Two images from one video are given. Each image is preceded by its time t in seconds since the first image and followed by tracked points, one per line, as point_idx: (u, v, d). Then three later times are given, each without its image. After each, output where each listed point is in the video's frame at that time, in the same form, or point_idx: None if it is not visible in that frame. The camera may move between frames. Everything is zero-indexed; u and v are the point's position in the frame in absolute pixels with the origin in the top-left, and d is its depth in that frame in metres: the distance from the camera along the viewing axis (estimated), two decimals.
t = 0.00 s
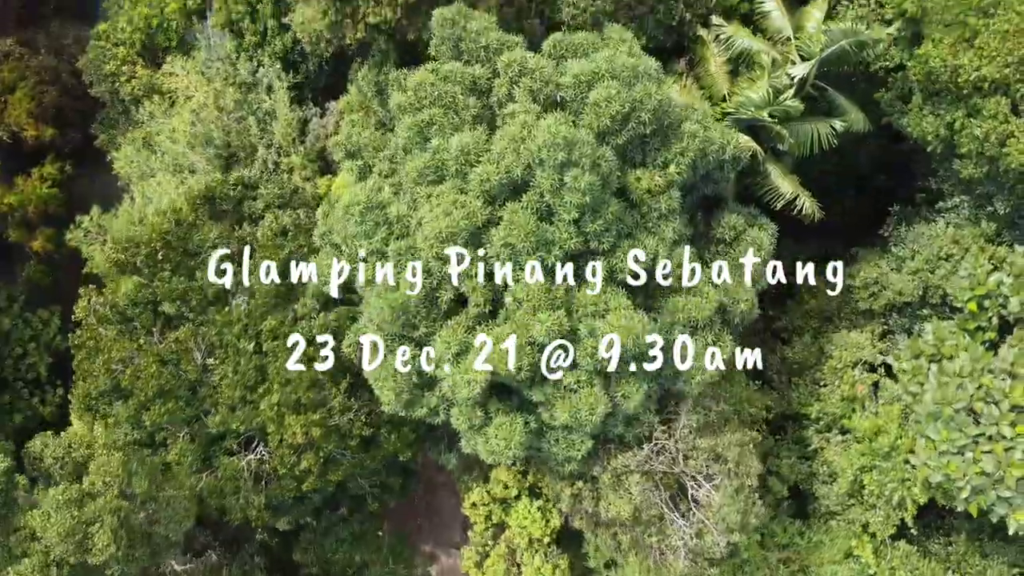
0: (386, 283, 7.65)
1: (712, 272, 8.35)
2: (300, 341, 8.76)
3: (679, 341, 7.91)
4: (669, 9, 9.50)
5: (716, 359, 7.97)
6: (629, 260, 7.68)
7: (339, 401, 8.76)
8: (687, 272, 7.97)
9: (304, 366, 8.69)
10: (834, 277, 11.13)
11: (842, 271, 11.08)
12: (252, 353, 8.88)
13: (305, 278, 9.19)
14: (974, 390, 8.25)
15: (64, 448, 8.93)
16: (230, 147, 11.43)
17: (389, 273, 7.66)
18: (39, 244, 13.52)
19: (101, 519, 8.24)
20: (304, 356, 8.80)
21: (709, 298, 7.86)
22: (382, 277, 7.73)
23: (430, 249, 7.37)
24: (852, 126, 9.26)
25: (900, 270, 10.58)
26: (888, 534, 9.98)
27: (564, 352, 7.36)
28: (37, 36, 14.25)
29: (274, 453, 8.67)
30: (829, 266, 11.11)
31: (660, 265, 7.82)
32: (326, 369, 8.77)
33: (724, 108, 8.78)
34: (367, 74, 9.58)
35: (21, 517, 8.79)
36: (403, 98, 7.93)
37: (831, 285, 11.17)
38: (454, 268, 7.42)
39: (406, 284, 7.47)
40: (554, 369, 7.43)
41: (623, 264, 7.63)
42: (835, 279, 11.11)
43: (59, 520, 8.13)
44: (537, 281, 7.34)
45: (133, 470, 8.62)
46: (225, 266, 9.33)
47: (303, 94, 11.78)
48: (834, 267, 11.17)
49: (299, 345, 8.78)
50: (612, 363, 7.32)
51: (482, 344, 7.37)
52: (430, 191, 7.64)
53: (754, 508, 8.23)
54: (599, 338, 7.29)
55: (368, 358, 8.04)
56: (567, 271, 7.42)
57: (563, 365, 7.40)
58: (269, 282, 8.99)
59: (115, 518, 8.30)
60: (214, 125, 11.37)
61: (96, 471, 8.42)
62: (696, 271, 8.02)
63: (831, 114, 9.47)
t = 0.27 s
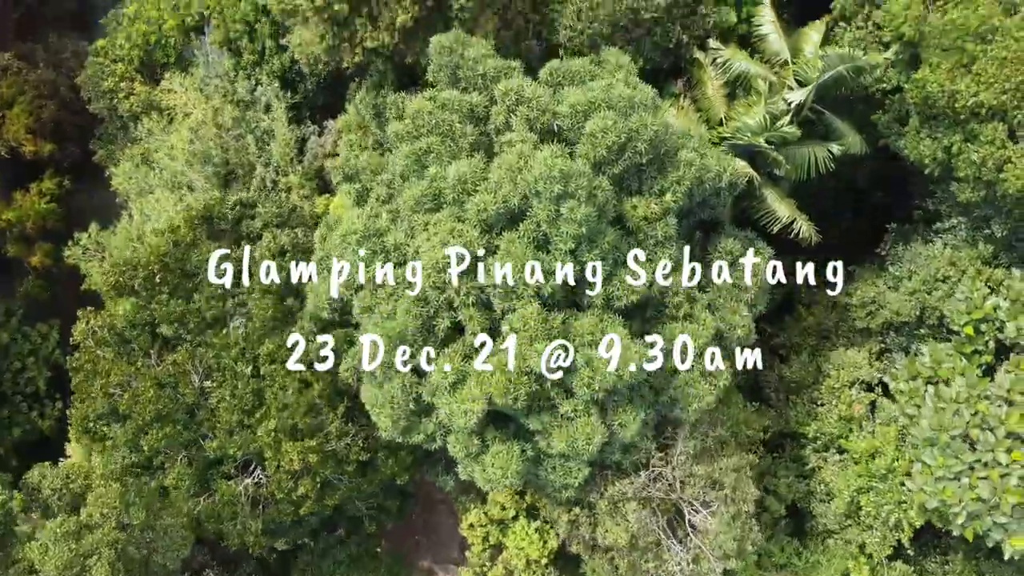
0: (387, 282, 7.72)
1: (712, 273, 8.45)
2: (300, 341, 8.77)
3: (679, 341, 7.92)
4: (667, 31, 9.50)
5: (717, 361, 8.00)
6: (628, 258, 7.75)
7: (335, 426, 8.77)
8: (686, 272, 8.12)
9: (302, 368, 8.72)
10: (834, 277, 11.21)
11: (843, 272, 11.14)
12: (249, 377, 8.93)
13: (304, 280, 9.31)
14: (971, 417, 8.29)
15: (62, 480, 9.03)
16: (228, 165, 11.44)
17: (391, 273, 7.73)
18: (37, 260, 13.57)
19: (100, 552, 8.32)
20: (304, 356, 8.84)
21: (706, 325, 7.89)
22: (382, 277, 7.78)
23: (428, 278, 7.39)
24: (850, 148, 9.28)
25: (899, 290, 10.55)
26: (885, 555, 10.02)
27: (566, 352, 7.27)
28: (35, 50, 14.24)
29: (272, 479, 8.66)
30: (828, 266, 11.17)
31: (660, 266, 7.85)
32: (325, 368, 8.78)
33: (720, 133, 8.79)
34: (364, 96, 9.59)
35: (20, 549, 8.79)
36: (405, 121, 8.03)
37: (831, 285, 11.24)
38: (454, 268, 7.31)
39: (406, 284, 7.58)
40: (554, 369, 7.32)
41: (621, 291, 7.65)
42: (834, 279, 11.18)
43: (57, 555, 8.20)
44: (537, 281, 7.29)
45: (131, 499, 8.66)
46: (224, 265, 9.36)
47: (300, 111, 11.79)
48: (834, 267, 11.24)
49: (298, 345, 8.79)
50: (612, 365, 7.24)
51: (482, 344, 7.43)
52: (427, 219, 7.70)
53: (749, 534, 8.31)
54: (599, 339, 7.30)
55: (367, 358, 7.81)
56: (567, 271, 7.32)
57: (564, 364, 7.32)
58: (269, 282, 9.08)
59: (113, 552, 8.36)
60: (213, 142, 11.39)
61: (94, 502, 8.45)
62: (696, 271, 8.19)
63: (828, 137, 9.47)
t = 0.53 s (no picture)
0: (387, 283, 7.77)
1: (712, 272, 8.60)
2: (301, 341, 8.93)
3: (679, 342, 7.96)
4: (664, 53, 9.57)
5: (716, 361, 8.20)
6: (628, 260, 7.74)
7: (333, 450, 8.79)
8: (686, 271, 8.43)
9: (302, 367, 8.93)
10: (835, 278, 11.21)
11: (843, 272, 11.14)
12: (246, 400, 8.96)
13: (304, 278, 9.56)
14: (966, 443, 8.36)
15: (60, 511, 9.35)
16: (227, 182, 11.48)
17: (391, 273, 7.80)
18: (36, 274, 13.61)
19: None
20: (304, 356, 9.00)
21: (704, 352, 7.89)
22: (382, 278, 7.82)
23: (424, 306, 7.36)
24: (848, 170, 9.30)
25: (897, 310, 10.57)
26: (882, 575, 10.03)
27: (566, 353, 7.29)
28: (34, 63, 14.24)
29: (269, 503, 8.62)
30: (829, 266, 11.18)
31: (661, 265, 7.82)
32: (324, 369, 8.85)
33: (717, 157, 8.81)
34: (362, 119, 9.76)
35: None
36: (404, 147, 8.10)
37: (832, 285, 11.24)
38: (454, 268, 7.33)
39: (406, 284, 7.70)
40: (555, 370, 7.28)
41: (617, 320, 7.59)
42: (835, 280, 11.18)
43: None
44: (537, 280, 7.28)
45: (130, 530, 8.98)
46: (224, 265, 9.54)
47: (299, 128, 11.81)
48: (835, 268, 11.24)
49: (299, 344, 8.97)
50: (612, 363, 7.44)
51: (481, 343, 7.40)
52: (425, 247, 7.74)
53: (747, 560, 8.30)
54: (599, 338, 7.55)
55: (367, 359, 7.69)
56: (568, 271, 7.20)
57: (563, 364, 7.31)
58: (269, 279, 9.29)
59: None
60: (211, 159, 11.42)
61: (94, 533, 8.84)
62: (694, 271, 8.41)
63: (826, 159, 9.50)
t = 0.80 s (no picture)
0: (387, 283, 7.78)
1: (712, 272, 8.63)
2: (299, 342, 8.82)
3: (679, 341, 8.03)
4: (661, 74, 9.66)
5: (716, 361, 8.31)
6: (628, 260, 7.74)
7: (331, 472, 8.82)
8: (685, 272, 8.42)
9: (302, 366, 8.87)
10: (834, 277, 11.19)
11: (843, 271, 11.12)
12: (245, 422, 8.95)
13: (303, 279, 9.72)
14: (964, 467, 8.41)
15: (58, 539, 9.45)
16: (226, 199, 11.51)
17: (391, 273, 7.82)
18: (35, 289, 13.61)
19: None
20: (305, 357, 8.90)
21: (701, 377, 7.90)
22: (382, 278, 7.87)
23: (422, 332, 7.34)
24: (846, 191, 9.35)
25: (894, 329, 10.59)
26: None
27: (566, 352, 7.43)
28: (33, 76, 14.24)
29: (266, 527, 8.61)
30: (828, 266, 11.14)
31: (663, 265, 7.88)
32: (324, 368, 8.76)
33: (715, 180, 8.83)
34: (360, 140, 9.79)
35: None
36: (402, 171, 8.08)
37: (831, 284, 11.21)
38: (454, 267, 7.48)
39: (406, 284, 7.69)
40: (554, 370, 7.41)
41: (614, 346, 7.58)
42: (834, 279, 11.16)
43: None
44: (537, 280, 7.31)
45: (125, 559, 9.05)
46: (225, 265, 9.64)
47: (297, 145, 11.82)
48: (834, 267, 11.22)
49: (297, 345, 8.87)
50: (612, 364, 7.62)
51: (481, 344, 7.36)
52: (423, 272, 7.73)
53: None
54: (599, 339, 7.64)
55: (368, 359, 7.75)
56: (568, 271, 7.20)
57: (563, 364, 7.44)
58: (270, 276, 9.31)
59: None
60: (210, 176, 11.44)
61: (93, 561, 8.88)
62: (695, 271, 8.42)
63: (823, 180, 9.52)
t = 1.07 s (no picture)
0: (387, 283, 7.98)
1: (714, 272, 8.49)
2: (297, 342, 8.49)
3: (678, 341, 8.10)
4: (659, 94, 9.64)
5: (716, 361, 8.42)
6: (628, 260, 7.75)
7: (329, 495, 8.82)
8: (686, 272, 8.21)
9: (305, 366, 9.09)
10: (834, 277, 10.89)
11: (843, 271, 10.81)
12: (243, 444, 9.01)
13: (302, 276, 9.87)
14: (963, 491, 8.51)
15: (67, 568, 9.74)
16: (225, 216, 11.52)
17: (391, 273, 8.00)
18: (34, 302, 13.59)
19: None
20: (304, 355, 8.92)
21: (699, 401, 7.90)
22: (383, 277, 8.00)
23: (419, 360, 7.36)
24: (844, 211, 9.36)
25: (893, 347, 10.62)
26: None
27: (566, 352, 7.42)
28: (32, 88, 14.23)
29: (264, 549, 8.62)
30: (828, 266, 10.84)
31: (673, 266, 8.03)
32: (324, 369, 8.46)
33: (712, 203, 8.84)
34: (359, 160, 9.80)
35: None
36: (400, 196, 8.10)
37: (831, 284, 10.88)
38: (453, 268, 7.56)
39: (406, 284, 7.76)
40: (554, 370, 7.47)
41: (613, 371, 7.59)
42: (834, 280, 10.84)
43: None
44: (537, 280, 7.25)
45: None
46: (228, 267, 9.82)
47: (296, 161, 11.83)
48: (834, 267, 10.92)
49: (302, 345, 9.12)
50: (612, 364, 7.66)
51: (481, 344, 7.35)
52: (421, 297, 7.73)
53: None
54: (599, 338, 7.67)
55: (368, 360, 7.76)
56: (568, 271, 7.20)
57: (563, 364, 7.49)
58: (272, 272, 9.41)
59: None
60: (209, 192, 11.44)
61: None
62: (697, 272, 8.16)
63: (821, 202, 9.52)
